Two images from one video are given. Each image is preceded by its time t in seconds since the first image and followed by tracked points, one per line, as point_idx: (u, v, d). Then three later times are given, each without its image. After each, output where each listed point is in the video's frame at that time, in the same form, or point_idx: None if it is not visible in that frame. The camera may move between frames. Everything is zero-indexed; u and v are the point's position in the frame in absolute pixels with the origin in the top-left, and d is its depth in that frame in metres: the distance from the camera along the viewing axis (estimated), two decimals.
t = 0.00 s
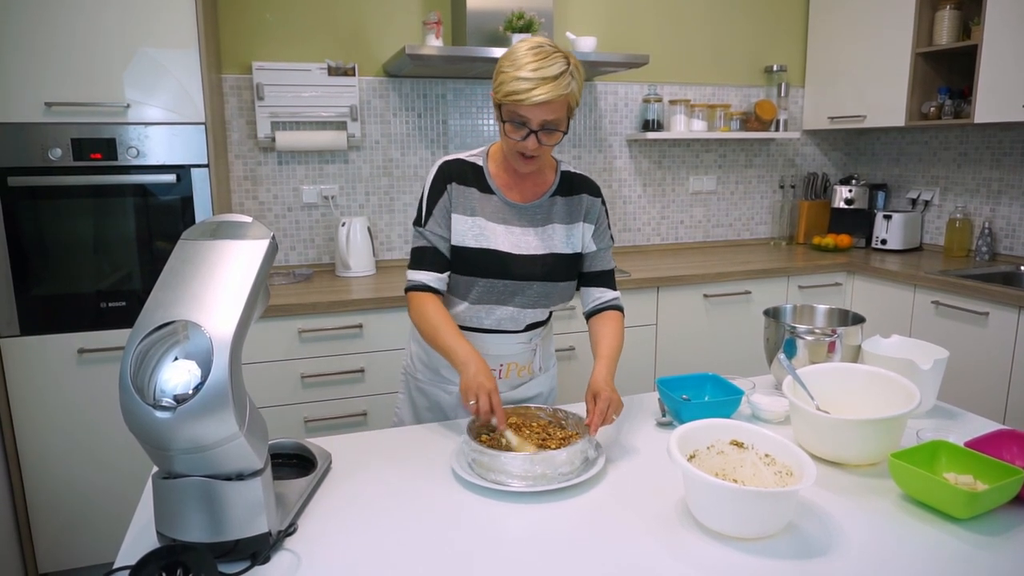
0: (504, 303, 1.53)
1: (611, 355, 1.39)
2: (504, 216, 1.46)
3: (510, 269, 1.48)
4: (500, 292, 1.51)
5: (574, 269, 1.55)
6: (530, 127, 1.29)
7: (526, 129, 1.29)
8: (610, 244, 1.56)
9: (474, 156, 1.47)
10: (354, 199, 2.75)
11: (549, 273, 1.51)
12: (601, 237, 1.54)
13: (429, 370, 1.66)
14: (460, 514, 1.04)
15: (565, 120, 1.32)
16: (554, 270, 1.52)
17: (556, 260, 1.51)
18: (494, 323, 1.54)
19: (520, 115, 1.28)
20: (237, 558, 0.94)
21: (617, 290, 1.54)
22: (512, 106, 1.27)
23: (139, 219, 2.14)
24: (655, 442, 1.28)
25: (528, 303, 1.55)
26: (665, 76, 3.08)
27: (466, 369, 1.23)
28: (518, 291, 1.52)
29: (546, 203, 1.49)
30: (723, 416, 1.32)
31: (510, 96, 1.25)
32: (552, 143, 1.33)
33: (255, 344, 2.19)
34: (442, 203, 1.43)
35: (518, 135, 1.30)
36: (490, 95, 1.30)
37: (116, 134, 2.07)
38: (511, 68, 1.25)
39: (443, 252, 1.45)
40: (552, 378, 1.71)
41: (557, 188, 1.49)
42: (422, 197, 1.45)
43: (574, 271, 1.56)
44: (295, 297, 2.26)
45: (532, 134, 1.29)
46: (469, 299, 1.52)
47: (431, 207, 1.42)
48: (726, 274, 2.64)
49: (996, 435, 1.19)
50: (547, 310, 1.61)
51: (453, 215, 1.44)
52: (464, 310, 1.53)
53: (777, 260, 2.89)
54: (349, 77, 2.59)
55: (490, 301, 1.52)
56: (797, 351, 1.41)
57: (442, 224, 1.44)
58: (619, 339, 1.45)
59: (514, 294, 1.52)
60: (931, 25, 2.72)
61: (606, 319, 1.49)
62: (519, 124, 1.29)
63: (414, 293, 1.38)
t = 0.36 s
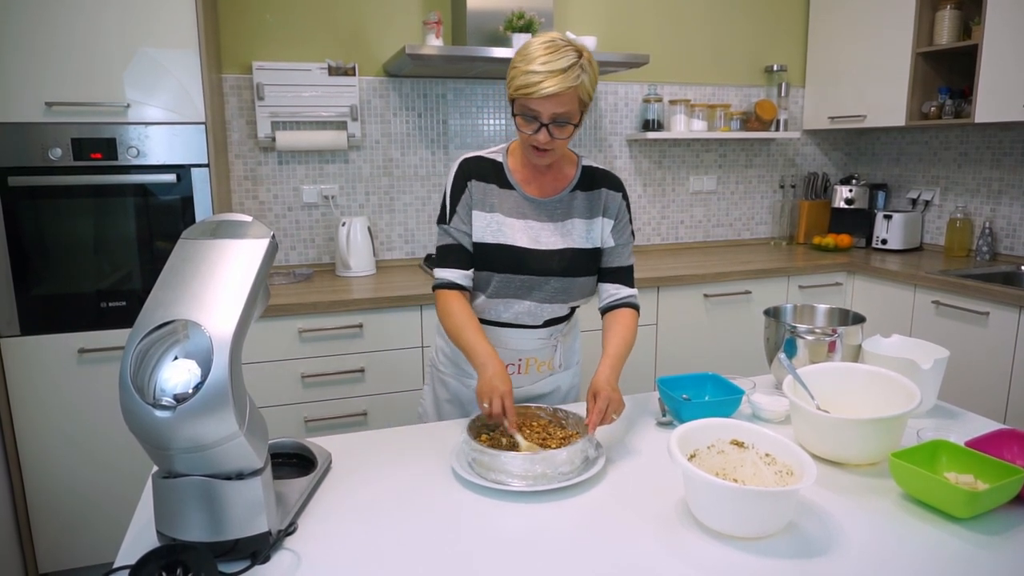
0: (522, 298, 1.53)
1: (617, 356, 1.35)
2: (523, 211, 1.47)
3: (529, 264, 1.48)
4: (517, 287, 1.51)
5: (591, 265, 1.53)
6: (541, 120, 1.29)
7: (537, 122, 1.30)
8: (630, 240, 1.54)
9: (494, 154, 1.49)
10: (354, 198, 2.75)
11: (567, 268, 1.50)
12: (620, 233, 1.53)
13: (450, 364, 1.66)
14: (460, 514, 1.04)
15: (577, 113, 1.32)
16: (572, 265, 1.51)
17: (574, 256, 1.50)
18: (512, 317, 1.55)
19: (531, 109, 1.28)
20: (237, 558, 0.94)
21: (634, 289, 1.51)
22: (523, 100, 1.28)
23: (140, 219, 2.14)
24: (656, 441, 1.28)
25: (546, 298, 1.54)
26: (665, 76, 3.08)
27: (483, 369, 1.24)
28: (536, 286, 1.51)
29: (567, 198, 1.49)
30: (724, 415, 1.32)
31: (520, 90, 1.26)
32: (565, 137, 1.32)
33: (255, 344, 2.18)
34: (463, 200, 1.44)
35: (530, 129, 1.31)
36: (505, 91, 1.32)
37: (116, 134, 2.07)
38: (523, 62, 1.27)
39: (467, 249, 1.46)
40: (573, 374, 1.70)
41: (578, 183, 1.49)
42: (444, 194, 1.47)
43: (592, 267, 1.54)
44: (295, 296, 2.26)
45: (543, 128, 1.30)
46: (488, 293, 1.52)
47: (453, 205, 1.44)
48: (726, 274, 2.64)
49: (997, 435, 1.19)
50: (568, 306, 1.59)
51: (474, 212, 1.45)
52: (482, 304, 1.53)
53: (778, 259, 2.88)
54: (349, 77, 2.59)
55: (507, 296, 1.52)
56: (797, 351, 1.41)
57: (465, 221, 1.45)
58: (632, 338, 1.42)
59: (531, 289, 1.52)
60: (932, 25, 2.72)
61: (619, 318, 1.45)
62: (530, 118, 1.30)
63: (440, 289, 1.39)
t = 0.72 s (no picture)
0: (533, 294, 1.54)
1: (620, 355, 1.34)
2: (535, 207, 1.47)
3: (540, 260, 1.49)
4: (528, 283, 1.52)
5: (605, 263, 1.52)
6: (550, 121, 1.30)
7: (547, 123, 1.30)
8: (645, 241, 1.52)
9: (510, 151, 1.51)
10: (355, 198, 2.75)
11: (579, 265, 1.50)
12: (634, 233, 1.51)
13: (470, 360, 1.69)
14: (461, 514, 1.04)
15: (587, 113, 1.31)
16: (584, 263, 1.50)
17: (587, 254, 1.50)
18: (524, 313, 1.56)
19: (541, 109, 1.29)
20: (238, 557, 0.94)
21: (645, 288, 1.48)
22: (533, 101, 1.29)
23: (140, 219, 2.14)
24: (657, 441, 1.28)
25: (558, 295, 1.54)
26: (666, 75, 3.08)
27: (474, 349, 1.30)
28: (547, 282, 1.52)
29: (582, 196, 1.48)
30: (725, 416, 1.32)
31: (530, 91, 1.27)
32: (575, 137, 1.32)
33: (255, 344, 2.18)
34: (475, 196, 1.48)
35: (540, 129, 1.31)
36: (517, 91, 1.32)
37: (116, 134, 2.07)
38: (533, 63, 1.27)
39: (477, 244, 1.50)
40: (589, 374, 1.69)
41: (594, 181, 1.49)
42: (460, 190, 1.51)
43: (606, 265, 1.52)
44: (296, 296, 2.26)
45: (552, 128, 1.30)
46: (502, 287, 1.54)
47: (466, 200, 1.48)
48: (726, 274, 2.64)
49: (1000, 434, 1.19)
50: (582, 303, 1.58)
51: (486, 207, 1.48)
52: (497, 299, 1.55)
53: (779, 259, 2.88)
54: (350, 77, 2.59)
55: (519, 291, 1.54)
56: (799, 351, 1.41)
57: (477, 216, 1.49)
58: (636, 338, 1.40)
59: (542, 285, 1.52)
60: (933, 24, 2.72)
61: (625, 318, 1.43)
62: (540, 118, 1.30)
63: (451, 280, 1.47)
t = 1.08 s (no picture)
0: (539, 294, 1.53)
1: (621, 355, 1.33)
2: (539, 208, 1.48)
3: (545, 260, 1.49)
4: (533, 283, 1.52)
5: (608, 263, 1.52)
6: (550, 123, 1.30)
7: (546, 125, 1.30)
8: (648, 240, 1.52)
9: (515, 152, 1.51)
10: (355, 199, 2.76)
11: (582, 264, 1.50)
12: (637, 231, 1.50)
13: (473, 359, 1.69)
14: (462, 514, 1.04)
15: (587, 114, 1.31)
16: (588, 263, 1.50)
17: (591, 253, 1.50)
18: (529, 313, 1.55)
19: (540, 112, 1.29)
20: (238, 557, 0.94)
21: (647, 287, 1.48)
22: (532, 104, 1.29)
23: (140, 220, 2.14)
24: (657, 441, 1.28)
25: (562, 295, 1.54)
26: (666, 76, 3.08)
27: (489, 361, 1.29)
28: (552, 281, 1.52)
29: (585, 196, 1.48)
30: (726, 415, 1.32)
31: (529, 94, 1.27)
32: (575, 138, 1.32)
33: (254, 344, 2.18)
34: (482, 198, 1.48)
35: (540, 131, 1.31)
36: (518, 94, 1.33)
37: (117, 134, 2.07)
38: (532, 66, 1.27)
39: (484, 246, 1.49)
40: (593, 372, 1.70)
41: (597, 181, 1.49)
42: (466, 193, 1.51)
43: (609, 265, 1.52)
44: (297, 296, 2.26)
45: (552, 130, 1.30)
46: (507, 287, 1.53)
47: (473, 203, 1.48)
48: (726, 274, 2.64)
49: (1000, 434, 1.18)
50: (586, 302, 1.59)
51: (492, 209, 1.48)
52: (501, 300, 1.54)
53: (779, 260, 2.88)
54: (351, 78, 2.59)
55: (524, 292, 1.53)
56: (799, 351, 1.41)
57: (484, 219, 1.48)
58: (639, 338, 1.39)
59: (547, 285, 1.52)
60: (933, 24, 2.72)
61: (627, 318, 1.42)
62: (540, 121, 1.31)
63: (459, 285, 1.46)
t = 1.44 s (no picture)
0: (539, 290, 1.53)
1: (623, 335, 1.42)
2: (537, 205, 1.47)
3: (544, 257, 1.48)
4: (533, 279, 1.52)
5: (608, 260, 1.52)
6: (559, 117, 1.30)
7: (555, 119, 1.30)
8: (646, 240, 1.55)
9: (511, 150, 1.50)
10: (355, 198, 2.76)
11: (582, 260, 1.50)
12: (637, 232, 1.53)
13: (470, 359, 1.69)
14: (461, 514, 1.04)
15: (594, 109, 1.32)
16: (588, 258, 1.50)
17: (590, 249, 1.50)
18: (528, 310, 1.55)
19: (549, 106, 1.29)
20: (238, 557, 0.94)
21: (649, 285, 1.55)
22: (541, 98, 1.28)
23: (140, 219, 2.14)
24: (657, 441, 1.28)
25: (562, 291, 1.53)
26: (666, 76, 3.08)
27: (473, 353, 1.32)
28: (552, 277, 1.51)
29: (582, 194, 1.48)
30: (726, 414, 1.32)
31: (539, 88, 1.26)
32: (582, 133, 1.33)
33: (255, 344, 2.18)
34: (474, 195, 1.47)
35: (548, 126, 1.31)
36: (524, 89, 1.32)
37: (117, 134, 2.07)
38: (541, 61, 1.27)
39: (472, 243, 1.49)
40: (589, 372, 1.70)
41: (594, 179, 1.49)
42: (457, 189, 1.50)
43: (607, 258, 1.53)
44: (297, 296, 2.26)
45: (561, 125, 1.30)
46: (506, 285, 1.53)
47: (463, 200, 1.47)
48: (726, 274, 2.64)
49: (1000, 434, 1.18)
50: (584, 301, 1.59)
51: (485, 207, 1.47)
52: (500, 297, 1.54)
53: (779, 259, 2.88)
54: (351, 77, 2.59)
55: (524, 289, 1.53)
56: (799, 350, 1.41)
57: (474, 216, 1.48)
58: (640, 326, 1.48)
59: (547, 280, 1.52)
60: (933, 24, 2.72)
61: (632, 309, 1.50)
62: (548, 115, 1.30)
63: (445, 278, 1.48)
